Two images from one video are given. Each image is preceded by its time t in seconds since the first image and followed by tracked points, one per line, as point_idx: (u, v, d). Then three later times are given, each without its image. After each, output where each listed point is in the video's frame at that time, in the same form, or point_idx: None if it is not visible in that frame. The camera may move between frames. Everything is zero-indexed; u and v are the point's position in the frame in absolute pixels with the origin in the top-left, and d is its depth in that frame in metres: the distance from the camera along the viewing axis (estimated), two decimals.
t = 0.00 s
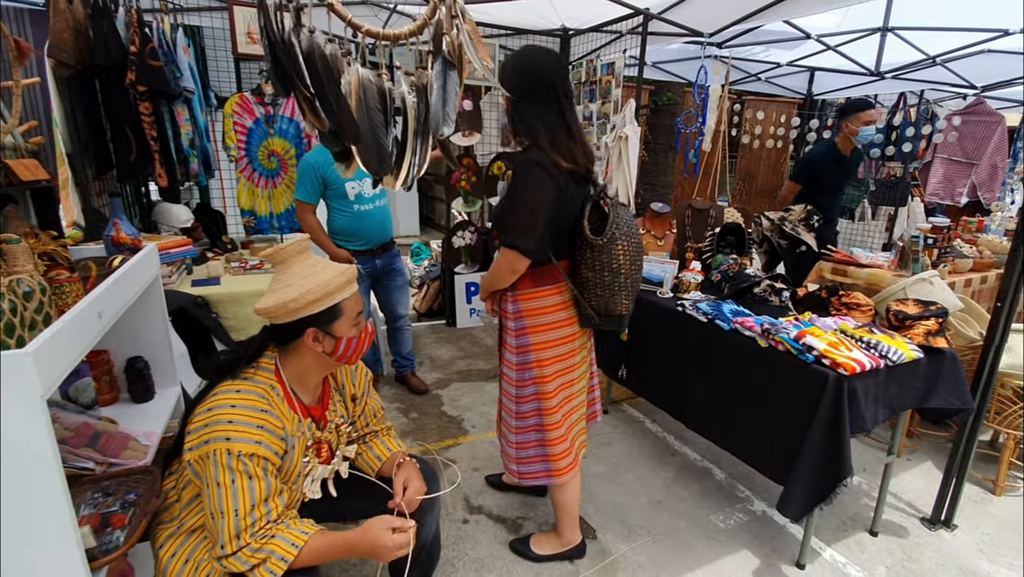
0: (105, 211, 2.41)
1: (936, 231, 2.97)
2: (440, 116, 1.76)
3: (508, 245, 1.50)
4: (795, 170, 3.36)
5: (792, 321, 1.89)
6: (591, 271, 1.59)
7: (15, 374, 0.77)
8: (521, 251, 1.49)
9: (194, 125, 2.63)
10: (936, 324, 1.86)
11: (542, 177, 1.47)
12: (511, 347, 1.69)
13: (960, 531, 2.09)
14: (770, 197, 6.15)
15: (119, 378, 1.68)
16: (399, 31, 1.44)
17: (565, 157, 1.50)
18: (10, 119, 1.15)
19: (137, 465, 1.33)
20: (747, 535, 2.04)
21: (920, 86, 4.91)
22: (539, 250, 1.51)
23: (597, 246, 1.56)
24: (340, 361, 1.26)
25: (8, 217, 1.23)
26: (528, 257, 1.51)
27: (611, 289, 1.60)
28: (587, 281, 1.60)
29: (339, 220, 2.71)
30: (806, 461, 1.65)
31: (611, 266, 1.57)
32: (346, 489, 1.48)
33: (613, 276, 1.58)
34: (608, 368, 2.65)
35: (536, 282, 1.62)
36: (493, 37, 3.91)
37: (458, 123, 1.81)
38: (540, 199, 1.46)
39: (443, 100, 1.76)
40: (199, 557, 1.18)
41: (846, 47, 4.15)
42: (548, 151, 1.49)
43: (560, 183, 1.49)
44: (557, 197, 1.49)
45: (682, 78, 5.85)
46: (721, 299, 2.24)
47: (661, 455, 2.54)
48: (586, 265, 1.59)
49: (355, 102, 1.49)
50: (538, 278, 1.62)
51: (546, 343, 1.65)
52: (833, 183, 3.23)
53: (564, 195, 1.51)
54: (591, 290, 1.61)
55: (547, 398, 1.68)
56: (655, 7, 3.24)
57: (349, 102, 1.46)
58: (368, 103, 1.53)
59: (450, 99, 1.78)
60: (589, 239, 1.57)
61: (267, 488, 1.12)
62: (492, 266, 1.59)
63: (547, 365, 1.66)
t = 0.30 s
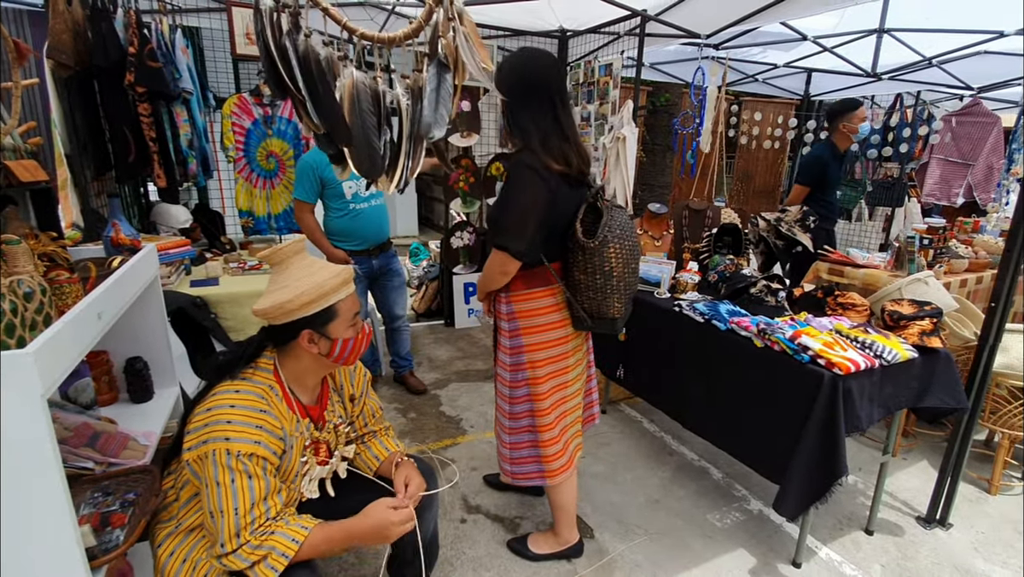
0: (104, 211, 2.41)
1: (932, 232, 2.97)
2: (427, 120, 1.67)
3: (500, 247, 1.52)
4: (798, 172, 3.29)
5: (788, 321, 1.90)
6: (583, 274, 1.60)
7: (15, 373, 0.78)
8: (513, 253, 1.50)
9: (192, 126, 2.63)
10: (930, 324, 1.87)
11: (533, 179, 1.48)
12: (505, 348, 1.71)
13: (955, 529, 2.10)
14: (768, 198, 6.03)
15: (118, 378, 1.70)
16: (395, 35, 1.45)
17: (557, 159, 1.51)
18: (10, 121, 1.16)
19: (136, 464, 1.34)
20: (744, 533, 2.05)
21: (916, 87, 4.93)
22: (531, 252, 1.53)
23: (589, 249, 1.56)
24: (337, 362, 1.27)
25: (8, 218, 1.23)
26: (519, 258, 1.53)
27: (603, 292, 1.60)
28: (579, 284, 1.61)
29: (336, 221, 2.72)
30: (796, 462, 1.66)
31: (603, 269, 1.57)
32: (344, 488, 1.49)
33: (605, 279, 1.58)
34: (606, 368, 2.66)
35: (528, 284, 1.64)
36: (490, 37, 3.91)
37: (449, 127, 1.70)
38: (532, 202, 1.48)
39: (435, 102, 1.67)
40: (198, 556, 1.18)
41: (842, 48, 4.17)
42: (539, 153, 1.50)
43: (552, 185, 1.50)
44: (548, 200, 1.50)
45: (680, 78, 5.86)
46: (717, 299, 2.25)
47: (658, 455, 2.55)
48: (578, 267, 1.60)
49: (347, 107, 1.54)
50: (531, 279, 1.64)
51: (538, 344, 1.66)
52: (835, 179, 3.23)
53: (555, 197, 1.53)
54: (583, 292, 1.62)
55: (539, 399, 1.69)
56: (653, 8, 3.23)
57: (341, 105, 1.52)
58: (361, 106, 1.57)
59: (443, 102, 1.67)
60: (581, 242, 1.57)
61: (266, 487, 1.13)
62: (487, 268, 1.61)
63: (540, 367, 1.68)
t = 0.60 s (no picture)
0: (100, 211, 2.40)
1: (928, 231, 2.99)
2: (422, 118, 1.66)
3: (502, 247, 1.51)
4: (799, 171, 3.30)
5: (785, 320, 1.91)
6: (583, 272, 1.59)
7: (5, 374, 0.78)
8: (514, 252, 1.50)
9: (190, 126, 2.65)
10: (927, 323, 1.87)
11: (536, 179, 1.47)
12: (503, 347, 1.70)
13: (952, 528, 2.10)
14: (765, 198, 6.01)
15: (113, 378, 1.70)
16: (389, 32, 1.44)
17: (558, 159, 1.50)
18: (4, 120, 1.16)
19: (130, 465, 1.34)
20: (741, 533, 2.05)
21: (913, 87, 4.94)
22: (532, 250, 1.53)
23: (590, 246, 1.56)
24: (330, 363, 1.26)
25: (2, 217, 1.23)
26: (521, 257, 1.52)
27: (603, 291, 1.60)
28: (579, 282, 1.61)
29: (332, 221, 2.72)
30: (798, 461, 1.66)
31: (604, 267, 1.57)
32: (339, 488, 1.48)
33: (606, 277, 1.58)
34: (604, 370, 2.65)
35: (527, 283, 1.63)
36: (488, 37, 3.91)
37: (442, 127, 1.68)
38: (532, 201, 1.47)
39: (429, 100, 1.66)
40: (192, 558, 1.17)
41: (839, 48, 4.17)
42: (539, 153, 1.50)
43: (553, 185, 1.50)
44: (548, 200, 1.50)
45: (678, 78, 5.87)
46: (715, 299, 2.25)
47: (655, 455, 2.55)
48: (578, 266, 1.60)
49: (342, 105, 1.50)
50: (530, 279, 1.63)
51: (538, 343, 1.66)
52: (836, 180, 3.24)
53: (556, 197, 1.53)
54: (584, 290, 1.62)
55: (539, 397, 1.69)
56: (650, 7, 3.20)
57: (337, 106, 1.50)
58: (356, 104, 1.51)
59: (438, 100, 1.66)
60: (582, 239, 1.57)
61: (260, 488, 1.13)
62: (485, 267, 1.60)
63: (539, 365, 1.67)
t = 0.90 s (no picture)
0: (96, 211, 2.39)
1: (928, 231, 2.98)
2: (416, 115, 1.63)
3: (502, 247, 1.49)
4: (813, 170, 3.39)
5: (784, 321, 1.90)
6: (581, 272, 1.59)
7: None
8: (514, 252, 1.49)
9: (186, 125, 2.65)
10: (927, 324, 1.85)
11: (537, 181, 1.46)
12: (500, 343, 1.68)
13: (952, 529, 2.10)
14: (765, 198, 6.01)
15: (108, 380, 1.69)
16: (386, 30, 1.41)
17: (558, 162, 1.50)
18: None
19: (125, 469, 1.33)
20: (741, 534, 2.04)
21: (912, 87, 4.93)
22: (532, 251, 1.51)
23: (587, 248, 1.57)
24: (327, 363, 1.25)
25: None
26: (521, 257, 1.51)
27: (598, 289, 1.60)
28: (576, 281, 1.60)
29: (329, 221, 2.71)
30: (800, 460, 1.65)
31: (599, 267, 1.58)
32: (337, 491, 1.47)
33: (601, 276, 1.59)
34: (602, 370, 2.64)
35: (525, 281, 1.62)
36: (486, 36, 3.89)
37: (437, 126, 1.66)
38: (533, 203, 1.46)
39: (424, 98, 1.64)
40: (187, 562, 1.16)
41: (838, 48, 4.16)
42: (541, 155, 1.49)
43: (553, 187, 1.49)
44: (549, 202, 1.49)
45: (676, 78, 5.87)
46: (714, 299, 2.24)
47: (655, 455, 2.54)
48: (577, 266, 1.59)
49: (335, 102, 1.48)
50: (528, 276, 1.61)
51: (534, 339, 1.65)
52: (848, 178, 3.27)
53: (556, 198, 1.52)
54: (580, 289, 1.61)
55: (536, 392, 1.68)
56: (649, 7, 3.18)
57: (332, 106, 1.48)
58: (350, 102, 1.50)
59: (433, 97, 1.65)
60: (580, 241, 1.57)
61: (256, 492, 1.11)
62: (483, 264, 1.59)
63: (536, 360, 1.66)
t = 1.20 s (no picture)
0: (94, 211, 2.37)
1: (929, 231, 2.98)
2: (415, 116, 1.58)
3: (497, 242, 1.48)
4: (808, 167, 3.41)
5: (786, 322, 1.89)
6: (576, 269, 1.58)
7: None
8: (510, 248, 1.48)
9: (184, 125, 2.62)
10: (930, 325, 1.84)
11: (534, 180, 1.45)
12: (495, 336, 1.67)
13: (953, 531, 2.10)
14: (765, 198, 6.02)
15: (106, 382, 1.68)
16: (385, 28, 1.38)
17: (555, 162, 1.48)
18: None
19: (123, 471, 1.32)
20: (743, 536, 2.03)
21: (912, 87, 4.93)
22: (528, 247, 1.50)
23: (583, 245, 1.56)
24: (329, 364, 1.24)
25: None
26: (516, 254, 1.50)
27: (593, 286, 1.59)
28: (571, 278, 1.60)
29: (328, 220, 2.70)
30: (801, 462, 1.64)
31: (594, 264, 1.57)
32: (337, 493, 1.45)
33: (596, 273, 1.57)
34: (603, 373, 2.63)
35: (521, 277, 1.61)
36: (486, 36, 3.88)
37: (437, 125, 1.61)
38: (529, 202, 1.45)
39: (426, 97, 1.59)
40: (185, 566, 1.14)
41: (839, 48, 4.15)
42: (539, 155, 1.48)
43: (549, 185, 1.48)
44: (546, 200, 1.48)
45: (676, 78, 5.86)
46: (715, 299, 2.23)
47: (655, 457, 2.54)
48: (572, 264, 1.58)
49: (335, 103, 1.45)
50: (524, 272, 1.61)
51: (529, 333, 1.64)
52: (848, 176, 3.29)
53: (552, 197, 1.51)
54: (575, 285, 1.60)
55: (528, 384, 1.67)
56: (649, 7, 3.18)
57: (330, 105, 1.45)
58: (350, 102, 1.47)
59: (434, 98, 1.60)
60: (575, 239, 1.57)
61: (256, 495, 1.10)
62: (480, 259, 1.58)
63: (529, 354, 1.65)
